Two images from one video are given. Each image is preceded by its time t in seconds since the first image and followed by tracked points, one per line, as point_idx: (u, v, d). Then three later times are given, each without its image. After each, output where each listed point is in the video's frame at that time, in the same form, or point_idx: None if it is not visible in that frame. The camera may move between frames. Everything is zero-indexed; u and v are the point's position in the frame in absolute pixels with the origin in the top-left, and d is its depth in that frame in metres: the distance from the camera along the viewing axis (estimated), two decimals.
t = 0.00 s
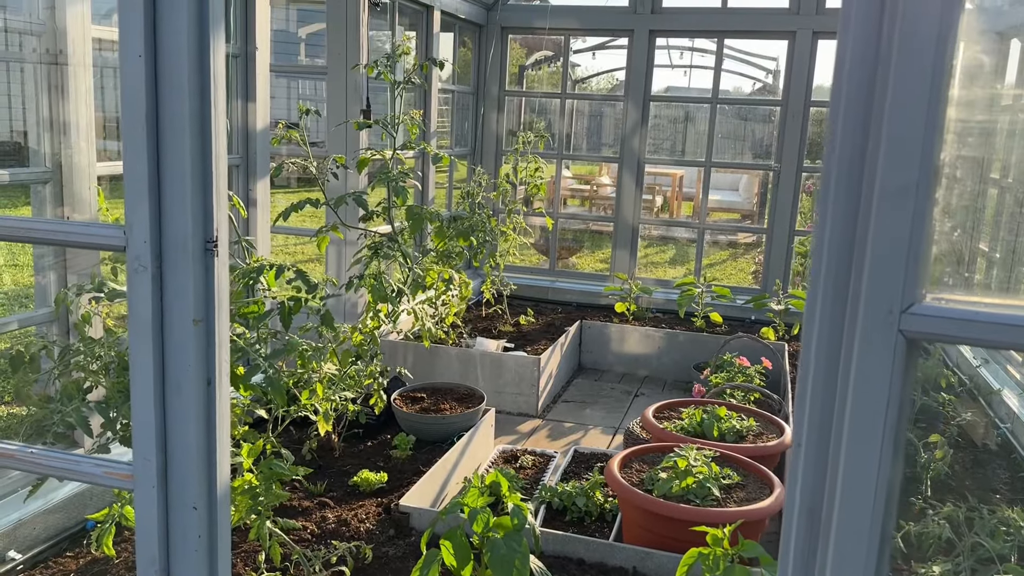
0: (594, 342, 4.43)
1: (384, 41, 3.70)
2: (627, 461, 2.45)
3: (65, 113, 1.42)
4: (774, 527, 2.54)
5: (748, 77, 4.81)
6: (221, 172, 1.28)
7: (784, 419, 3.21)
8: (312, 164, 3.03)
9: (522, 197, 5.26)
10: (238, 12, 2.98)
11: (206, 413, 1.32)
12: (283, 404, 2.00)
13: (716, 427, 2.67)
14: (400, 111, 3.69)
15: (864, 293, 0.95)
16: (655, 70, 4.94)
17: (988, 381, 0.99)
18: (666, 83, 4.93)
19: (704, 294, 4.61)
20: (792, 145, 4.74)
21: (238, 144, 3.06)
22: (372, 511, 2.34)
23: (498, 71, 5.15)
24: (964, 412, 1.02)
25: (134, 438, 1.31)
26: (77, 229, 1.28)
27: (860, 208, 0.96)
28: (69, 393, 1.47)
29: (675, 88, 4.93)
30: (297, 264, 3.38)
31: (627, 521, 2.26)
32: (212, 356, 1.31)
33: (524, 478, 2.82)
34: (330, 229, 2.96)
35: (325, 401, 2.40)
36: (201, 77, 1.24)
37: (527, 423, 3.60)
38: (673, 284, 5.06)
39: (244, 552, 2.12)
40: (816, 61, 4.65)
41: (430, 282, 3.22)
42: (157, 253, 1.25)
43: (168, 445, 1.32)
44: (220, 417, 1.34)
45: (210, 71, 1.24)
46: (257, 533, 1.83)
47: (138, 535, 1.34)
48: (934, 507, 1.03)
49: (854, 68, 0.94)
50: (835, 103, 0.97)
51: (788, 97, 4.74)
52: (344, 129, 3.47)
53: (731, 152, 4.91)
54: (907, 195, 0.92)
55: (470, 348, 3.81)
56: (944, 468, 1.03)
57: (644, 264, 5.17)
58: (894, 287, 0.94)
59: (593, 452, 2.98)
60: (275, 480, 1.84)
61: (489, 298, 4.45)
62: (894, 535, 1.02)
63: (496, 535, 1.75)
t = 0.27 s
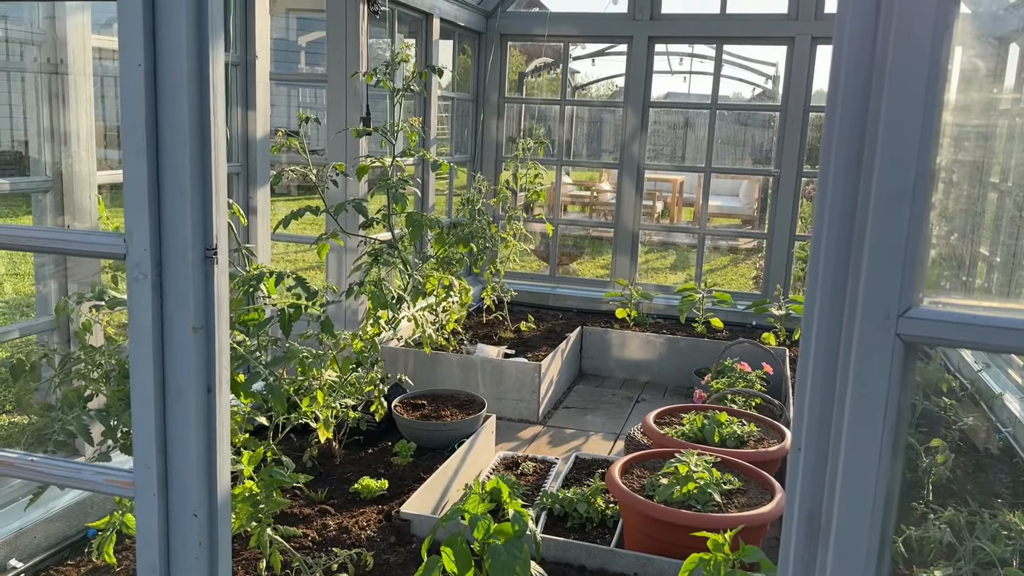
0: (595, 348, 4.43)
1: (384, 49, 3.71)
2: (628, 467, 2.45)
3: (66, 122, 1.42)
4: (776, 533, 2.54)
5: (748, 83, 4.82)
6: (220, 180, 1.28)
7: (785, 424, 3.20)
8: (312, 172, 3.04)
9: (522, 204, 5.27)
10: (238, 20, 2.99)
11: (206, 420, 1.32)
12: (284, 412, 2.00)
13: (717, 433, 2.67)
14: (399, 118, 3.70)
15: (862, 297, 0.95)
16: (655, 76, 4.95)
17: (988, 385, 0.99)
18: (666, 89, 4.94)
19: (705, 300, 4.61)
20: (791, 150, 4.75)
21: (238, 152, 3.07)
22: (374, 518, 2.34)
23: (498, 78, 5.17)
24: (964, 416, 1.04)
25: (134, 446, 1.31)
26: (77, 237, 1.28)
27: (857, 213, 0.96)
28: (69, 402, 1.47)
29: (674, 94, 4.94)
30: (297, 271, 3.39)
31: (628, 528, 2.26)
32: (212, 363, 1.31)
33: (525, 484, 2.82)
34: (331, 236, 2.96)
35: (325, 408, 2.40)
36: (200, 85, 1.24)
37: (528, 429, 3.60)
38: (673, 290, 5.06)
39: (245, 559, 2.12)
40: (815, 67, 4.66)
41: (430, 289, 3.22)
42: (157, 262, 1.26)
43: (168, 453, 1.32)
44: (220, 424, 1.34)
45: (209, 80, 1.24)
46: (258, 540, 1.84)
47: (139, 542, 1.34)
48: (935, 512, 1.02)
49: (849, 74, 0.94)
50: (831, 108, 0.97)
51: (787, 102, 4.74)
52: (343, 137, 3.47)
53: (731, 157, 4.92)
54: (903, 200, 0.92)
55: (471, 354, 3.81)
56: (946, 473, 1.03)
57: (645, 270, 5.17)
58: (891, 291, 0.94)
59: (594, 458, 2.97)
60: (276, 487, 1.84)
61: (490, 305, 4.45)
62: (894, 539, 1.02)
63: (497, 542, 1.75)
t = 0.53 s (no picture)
0: (594, 351, 4.43)
1: (382, 54, 3.71)
2: (628, 470, 2.45)
3: (66, 128, 1.42)
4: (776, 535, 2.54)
5: (745, 86, 4.83)
6: (220, 186, 1.29)
7: (785, 427, 3.21)
8: (311, 177, 3.04)
9: (521, 208, 5.27)
10: (237, 26, 3.00)
11: (207, 425, 1.32)
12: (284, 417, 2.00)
13: (717, 436, 2.67)
14: (398, 123, 3.71)
15: (861, 300, 0.96)
16: (653, 80, 4.96)
17: (989, 386, 1.00)
18: (664, 93, 4.95)
19: (704, 303, 4.62)
20: (789, 153, 4.76)
21: (237, 158, 3.07)
22: (374, 522, 2.34)
23: (496, 83, 5.18)
24: (965, 418, 1.04)
25: (135, 452, 1.31)
26: (77, 243, 1.28)
27: (856, 215, 0.96)
28: (70, 408, 1.47)
29: (672, 98, 4.94)
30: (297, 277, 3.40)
31: (628, 531, 2.26)
32: (213, 369, 1.31)
33: (526, 488, 2.82)
34: (329, 242, 2.96)
35: (326, 414, 2.40)
36: (200, 92, 1.25)
37: (528, 433, 3.60)
38: (672, 293, 5.07)
39: (245, 565, 2.12)
40: (812, 70, 4.67)
41: (429, 293, 3.22)
42: (157, 267, 1.26)
43: (169, 458, 1.32)
44: (220, 429, 1.34)
45: (209, 85, 1.25)
46: (259, 546, 1.84)
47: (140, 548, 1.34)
48: (935, 513, 1.02)
49: (847, 77, 0.95)
50: (830, 111, 0.97)
51: (784, 105, 4.75)
52: (342, 142, 3.47)
53: (729, 161, 4.92)
54: (902, 202, 0.93)
55: (470, 358, 3.82)
56: (946, 474, 1.04)
57: (644, 274, 5.17)
58: (890, 292, 0.94)
59: (595, 462, 2.97)
60: (276, 492, 1.84)
61: (489, 309, 4.46)
62: (895, 541, 1.02)
63: (498, 546, 1.75)
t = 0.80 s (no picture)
0: (593, 353, 4.43)
1: (379, 56, 3.71)
2: (628, 471, 2.45)
3: (63, 133, 1.42)
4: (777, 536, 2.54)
5: (742, 87, 4.83)
6: (220, 189, 1.28)
7: (784, 427, 3.21)
8: (309, 180, 3.04)
9: (519, 210, 5.27)
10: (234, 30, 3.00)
11: (208, 429, 1.32)
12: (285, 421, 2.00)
13: (717, 437, 2.67)
14: (396, 126, 3.71)
15: (862, 301, 0.96)
16: (650, 81, 4.96)
17: (988, 387, 1.01)
18: (662, 94, 4.96)
19: (703, 304, 4.62)
20: (786, 154, 4.77)
21: (236, 162, 3.07)
22: (375, 525, 2.33)
23: (493, 86, 5.18)
24: (965, 417, 1.04)
25: (136, 456, 1.31)
26: (78, 248, 1.28)
27: (857, 215, 0.97)
28: (70, 412, 1.47)
29: (670, 99, 4.95)
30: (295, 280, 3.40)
31: (629, 532, 2.26)
32: (213, 372, 1.31)
33: (526, 490, 2.81)
34: (328, 244, 2.96)
35: (326, 417, 2.40)
36: (200, 96, 1.25)
37: (528, 435, 3.60)
38: (671, 294, 5.07)
39: (247, 569, 2.11)
40: (809, 71, 4.68)
41: (429, 296, 3.22)
42: (157, 271, 1.26)
43: (170, 463, 1.32)
44: (221, 433, 1.34)
45: (209, 89, 1.25)
46: (259, 550, 1.83)
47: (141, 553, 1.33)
48: (937, 513, 1.03)
49: (847, 78, 0.95)
50: (830, 112, 0.98)
51: (782, 106, 4.76)
52: (340, 145, 3.47)
53: (727, 162, 4.93)
54: (902, 203, 0.93)
55: (470, 360, 3.82)
56: (946, 474, 1.04)
57: (643, 275, 5.17)
58: (892, 293, 0.94)
59: (595, 463, 2.97)
60: (277, 495, 1.84)
61: (488, 311, 4.46)
62: (897, 541, 1.02)
63: (499, 548, 1.75)
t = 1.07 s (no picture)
0: (592, 352, 4.42)
1: (376, 57, 3.71)
2: (628, 471, 2.44)
3: (59, 135, 1.41)
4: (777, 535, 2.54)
5: (740, 86, 4.83)
6: (216, 190, 1.28)
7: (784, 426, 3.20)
8: (306, 181, 3.03)
9: (517, 210, 5.27)
10: (230, 31, 2.99)
11: (206, 431, 1.31)
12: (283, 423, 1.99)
13: (717, 436, 2.66)
14: (393, 126, 3.70)
15: (863, 299, 0.95)
16: (648, 81, 4.96)
17: (988, 385, 0.99)
18: (659, 93, 4.95)
19: (701, 303, 4.62)
20: (784, 153, 4.76)
21: (233, 163, 3.06)
22: (374, 527, 2.33)
23: (491, 86, 5.18)
24: (965, 415, 1.03)
25: (133, 459, 1.31)
26: (74, 250, 1.28)
27: (857, 213, 0.96)
28: (67, 416, 1.47)
29: (667, 98, 4.94)
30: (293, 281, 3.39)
31: (628, 532, 2.25)
32: (211, 374, 1.30)
33: (526, 491, 2.81)
34: (326, 245, 2.95)
35: (324, 418, 2.39)
36: (196, 96, 1.24)
37: (527, 435, 3.59)
38: (669, 294, 5.07)
39: (245, 571, 2.11)
40: (806, 69, 4.67)
41: (427, 296, 3.21)
42: (154, 274, 1.25)
43: (168, 465, 1.31)
44: (219, 435, 1.33)
45: (204, 90, 1.24)
46: (259, 552, 1.83)
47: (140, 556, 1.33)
48: (937, 512, 1.02)
49: (847, 76, 0.95)
50: (829, 110, 0.97)
51: (779, 105, 4.76)
52: (337, 146, 3.46)
53: (725, 160, 4.92)
54: (902, 201, 0.92)
55: (468, 361, 3.81)
56: (946, 472, 1.03)
57: (641, 274, 5.17)
58: (892, 290, 0.94)
59: (594, 463, 2.97)
60: (276, 498, 1.83)
61: (486, 311, 4.45)
62: (898, 539, 1.02)
63: (499, 549, 1.75)
